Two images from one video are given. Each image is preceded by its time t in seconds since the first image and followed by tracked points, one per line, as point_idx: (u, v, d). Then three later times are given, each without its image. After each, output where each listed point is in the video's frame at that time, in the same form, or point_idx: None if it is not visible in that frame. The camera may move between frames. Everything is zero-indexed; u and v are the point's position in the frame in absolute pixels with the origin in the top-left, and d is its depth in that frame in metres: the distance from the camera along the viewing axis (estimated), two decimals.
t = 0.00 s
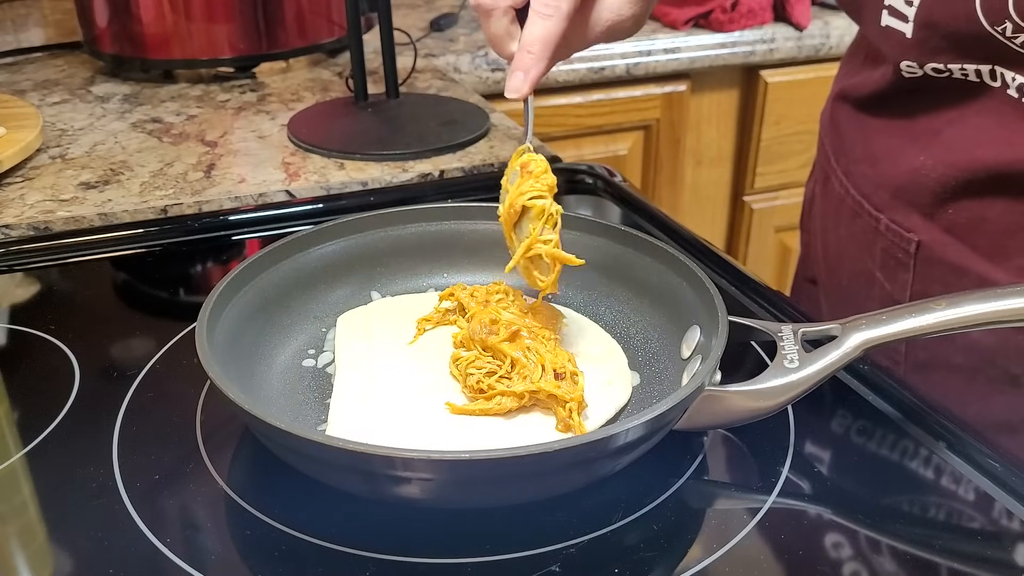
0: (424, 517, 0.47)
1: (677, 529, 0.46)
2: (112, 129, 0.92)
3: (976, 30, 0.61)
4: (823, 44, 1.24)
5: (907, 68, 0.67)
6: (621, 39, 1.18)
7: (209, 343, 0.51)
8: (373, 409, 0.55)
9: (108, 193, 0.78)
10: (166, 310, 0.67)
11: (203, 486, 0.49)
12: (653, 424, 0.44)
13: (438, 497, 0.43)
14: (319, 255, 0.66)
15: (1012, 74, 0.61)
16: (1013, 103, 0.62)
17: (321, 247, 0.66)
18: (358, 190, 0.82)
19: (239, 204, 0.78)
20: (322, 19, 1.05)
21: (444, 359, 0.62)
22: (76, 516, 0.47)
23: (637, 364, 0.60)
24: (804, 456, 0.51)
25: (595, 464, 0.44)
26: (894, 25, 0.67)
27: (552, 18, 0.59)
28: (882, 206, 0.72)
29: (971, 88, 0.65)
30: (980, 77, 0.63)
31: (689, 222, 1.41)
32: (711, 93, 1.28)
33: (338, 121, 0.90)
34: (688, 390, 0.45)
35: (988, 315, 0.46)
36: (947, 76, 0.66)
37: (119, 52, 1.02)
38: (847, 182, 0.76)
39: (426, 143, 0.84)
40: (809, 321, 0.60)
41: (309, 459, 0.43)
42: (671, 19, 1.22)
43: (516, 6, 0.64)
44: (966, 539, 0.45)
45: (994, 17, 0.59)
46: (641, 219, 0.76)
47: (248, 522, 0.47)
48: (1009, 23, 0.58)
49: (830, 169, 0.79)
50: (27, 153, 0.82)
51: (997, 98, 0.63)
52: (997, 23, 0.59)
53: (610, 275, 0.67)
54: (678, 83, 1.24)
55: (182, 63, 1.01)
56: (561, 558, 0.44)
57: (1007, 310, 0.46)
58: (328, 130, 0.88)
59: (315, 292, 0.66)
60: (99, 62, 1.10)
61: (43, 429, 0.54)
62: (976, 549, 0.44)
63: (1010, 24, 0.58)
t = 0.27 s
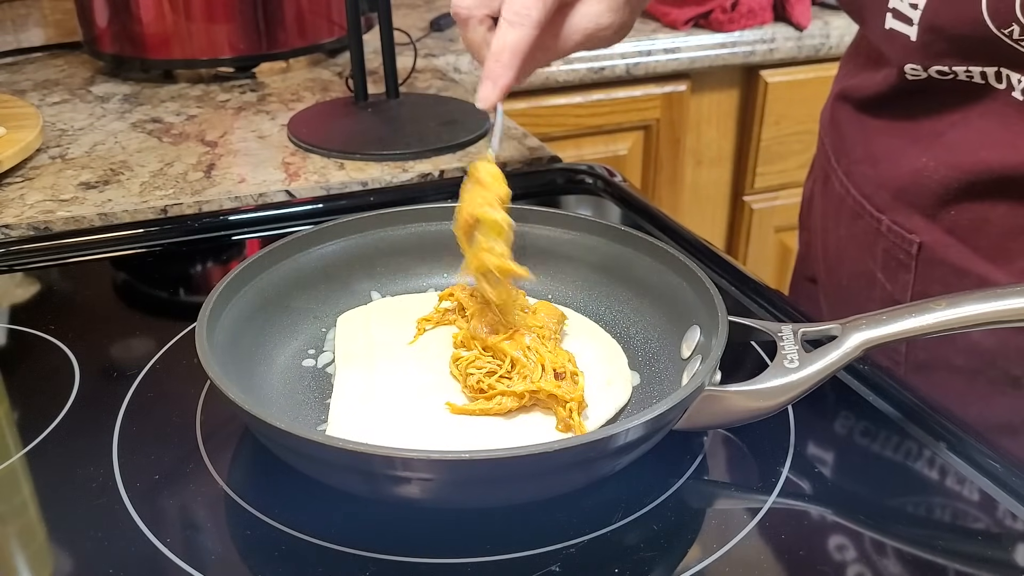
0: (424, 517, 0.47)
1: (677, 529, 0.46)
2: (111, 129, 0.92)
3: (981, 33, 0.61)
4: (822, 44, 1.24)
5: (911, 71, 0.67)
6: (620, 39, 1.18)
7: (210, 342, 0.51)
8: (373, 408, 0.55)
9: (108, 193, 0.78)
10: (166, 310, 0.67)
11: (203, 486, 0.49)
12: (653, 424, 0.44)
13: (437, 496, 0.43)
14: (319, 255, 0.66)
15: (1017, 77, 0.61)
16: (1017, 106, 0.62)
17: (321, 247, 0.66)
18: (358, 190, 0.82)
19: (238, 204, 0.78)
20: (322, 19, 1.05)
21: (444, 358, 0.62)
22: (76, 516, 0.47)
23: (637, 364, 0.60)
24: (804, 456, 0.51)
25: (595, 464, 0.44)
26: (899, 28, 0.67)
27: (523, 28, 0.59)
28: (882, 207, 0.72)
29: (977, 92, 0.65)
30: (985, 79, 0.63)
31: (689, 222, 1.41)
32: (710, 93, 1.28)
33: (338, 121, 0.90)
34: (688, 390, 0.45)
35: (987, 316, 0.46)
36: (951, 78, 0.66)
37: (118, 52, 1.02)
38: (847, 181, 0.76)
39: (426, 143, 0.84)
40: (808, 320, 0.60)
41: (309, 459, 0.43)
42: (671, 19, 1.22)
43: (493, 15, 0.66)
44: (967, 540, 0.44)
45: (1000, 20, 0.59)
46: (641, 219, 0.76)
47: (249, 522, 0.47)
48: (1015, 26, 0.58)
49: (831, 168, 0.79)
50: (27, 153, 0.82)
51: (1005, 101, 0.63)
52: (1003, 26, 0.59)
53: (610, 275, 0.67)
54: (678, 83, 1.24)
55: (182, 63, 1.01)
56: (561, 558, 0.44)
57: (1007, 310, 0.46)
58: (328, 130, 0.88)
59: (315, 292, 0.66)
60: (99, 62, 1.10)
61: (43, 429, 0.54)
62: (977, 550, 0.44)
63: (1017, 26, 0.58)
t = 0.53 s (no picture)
0: (425, 516, 0.47)
1: (677, 529, 0.46)
2: (111, 129, 0.92)
3: (966, 17, 0.61)
4: (822, 44, 1.24)
5: (900, 50, 0.67)
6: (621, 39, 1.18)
7: (209, 342, 0.51)
8: (373, 408, 0.55)
9: (108, 193, 0.78)
10: (166, 310, 0.67)
11: (203, 486, 0.49)
12: (652, 424, 0.44)
13: (437, 496, 0.43)
14: (319, 255, 0.66)
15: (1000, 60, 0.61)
16: (1001, 89, 0.62)
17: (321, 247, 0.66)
18: (358, 190, 0.82)
19: (238, 204, 0.78)
20: (322, 19, 1.05)
21: (444, 358, 0.62)
22: (76, 516, 0.47)
23: (637, 364, 0.60)
24: (804, 455, 0.51)
25: (595, 464, 0.44)
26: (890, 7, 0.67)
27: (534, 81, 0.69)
28: (876, 194, 0.72)
29: (960, 74, 0.65)
30: (970, 63, 0.63)
31: (689, 222, 1.41)
32: (710, 93, 1.28)
33: (338, 121, 0.90)
34: (688, 390, 0.45)
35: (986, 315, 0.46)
36: (939, 60, 0.66)
37: (119, 52, 1.02)
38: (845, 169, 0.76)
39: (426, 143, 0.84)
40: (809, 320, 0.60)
41: (308, 459, 0.43)
42: (671, 19, 1.22)
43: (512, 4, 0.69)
44: (967, 540, 0.44)
45: (982, 3, 0.59)
46: (642, 219, 0.76)
47: (249, 522, 0.47)
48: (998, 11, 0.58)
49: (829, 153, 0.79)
50: (27, 153, 0.82)
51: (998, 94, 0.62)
52: (984, 9, 0.59)
53: (611, 275, 0.67)
54: (678, 83, 1.24)
55: (182, 63, 1.01)
56: (560, 559, 0.44)
57: (1006, 309, 0.46)
58: (328, 130, 0.88)
59: (315, 292, 0.66)
60: (99, 61, 1.10)
61: (43, 429, 0.54)
62: (977, 550, 0.44)
63: (998, 11, 0.58)
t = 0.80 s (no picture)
0: (426, 516, 0.47)
1: (676, 529, 0.46)
2: (112, 128, 0.92)
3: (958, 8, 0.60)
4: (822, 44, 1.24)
5: None
6: (621, 39, 1.18)
7: (209, 341, 0.51)
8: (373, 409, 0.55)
9: (108, 193, 0.78)
10: (166, 310, 0.67)
11: (203, 487, 0.49)
12: (652, 424, 0.44)
13: (437, 496, 0.43)
14: (320, 255, 0.66)
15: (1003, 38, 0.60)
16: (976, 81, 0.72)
17: (322, 246, 0.66)
18: (358, 190, 0.82)
19: (239, 204, 0.78)
20: (322, 19, 1.05)
21: (444, 358, 0.62)
22: (76, 516, 0.47)
23: (637, 364, 0.60)
24: (804, 456, 0.51)
25: (595, 464, 0.44)
26: None
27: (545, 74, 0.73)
28: (837, 133, 0.87)
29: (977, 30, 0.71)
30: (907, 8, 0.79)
31: (689, 222, 1.41)
32: (711, 93, 1.28)
33: (338, 121, 0.90)
34: (688, 390, 0.45)
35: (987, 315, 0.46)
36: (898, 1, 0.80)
37: (118, 52, 1.02)
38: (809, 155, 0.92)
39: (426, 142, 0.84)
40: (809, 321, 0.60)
41: (309, 459, 0.43)
42: (671, 19, 1.22)
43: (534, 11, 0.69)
44: (967, 540, 0.44)
45: None
46: (642, 219, 0.76)
47: (249, 522, 0.47)
48: None
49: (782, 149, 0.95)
50: (27, 153, 0.82)
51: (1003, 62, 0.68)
52: None
53: (611, 275, 0.67)
54: (678, 83, 1.24)
55: (182, 63, 1.01)
56: (561, 559, 0.44)
57: (1007, 309, 0.46)
58: (328, 130, 0.88)
59: (316, 292, 0.66)
60: (99, 61, 1.10)
61: (43, 429, 0.54)
62: (978, 550, 0.44)
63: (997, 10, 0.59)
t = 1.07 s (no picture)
0: (427, 517, 0.47)
1: (676, 529, 0.46)
2: (112, 129, 0.92)
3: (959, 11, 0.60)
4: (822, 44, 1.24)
5: None
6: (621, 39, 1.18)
7: (209, 341, 0.51)
8: (373, 409, 0.55)
9: (109, 193, 0.78)
10: (166, 310, 0.67)
11: (203, 487, 0.49)
12: (652, 424, 0.44)
13: (437, 496, 0.43)
14: (319, 255, 0.66)
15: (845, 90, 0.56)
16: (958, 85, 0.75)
17: (322, 246, 0.66)
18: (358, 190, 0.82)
19: (239, 204, 0.78)
20: (322, 19, 1.05)
21: (444, 358, 0.62)
22: (76, 516, 0.47)
23: (637, 364, 0.60)
24: (804, 456, 0.51)
25: (595, 464, 0.44)
26: None
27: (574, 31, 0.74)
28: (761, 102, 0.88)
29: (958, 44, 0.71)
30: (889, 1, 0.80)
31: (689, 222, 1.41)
32: (710, 92, 1.28)
33: (338, 121, 0.90)
34: (689, 390, 0.45)
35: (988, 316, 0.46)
36: None
37: (119, 52, 1.02)
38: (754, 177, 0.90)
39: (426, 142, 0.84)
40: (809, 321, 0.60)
41: (309, 459, 0.43)
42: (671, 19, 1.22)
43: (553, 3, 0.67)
44: (968, 541, 0.44)
45: None
46: (642, 219, 0.76)
47: (249, 522, 0.47)
48: None
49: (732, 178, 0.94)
50: (27, 153, 0.82)
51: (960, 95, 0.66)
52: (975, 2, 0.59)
53: (610, 275, 0.67)
54: (678, 83, 1.24)
55: (182, 63, 1.01)
56: (561, 559, 0.44)
57: (1008, 309, 0.46)
58: (328, 130, 0.88)
59: (315, 292, 0.66)
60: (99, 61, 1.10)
61: (43, 429, 0.54)
62: (978, 550, 0.44)
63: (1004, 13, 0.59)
